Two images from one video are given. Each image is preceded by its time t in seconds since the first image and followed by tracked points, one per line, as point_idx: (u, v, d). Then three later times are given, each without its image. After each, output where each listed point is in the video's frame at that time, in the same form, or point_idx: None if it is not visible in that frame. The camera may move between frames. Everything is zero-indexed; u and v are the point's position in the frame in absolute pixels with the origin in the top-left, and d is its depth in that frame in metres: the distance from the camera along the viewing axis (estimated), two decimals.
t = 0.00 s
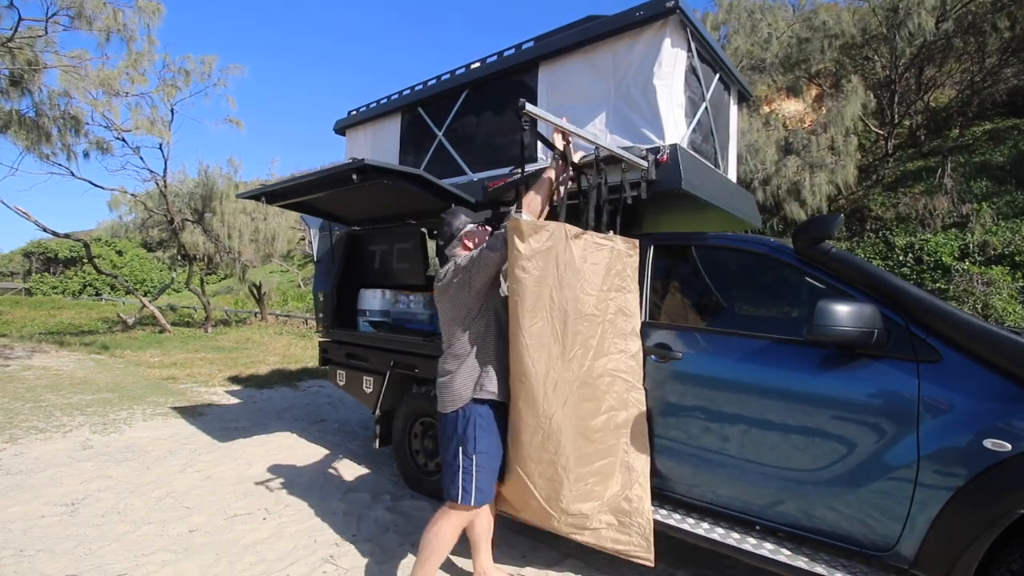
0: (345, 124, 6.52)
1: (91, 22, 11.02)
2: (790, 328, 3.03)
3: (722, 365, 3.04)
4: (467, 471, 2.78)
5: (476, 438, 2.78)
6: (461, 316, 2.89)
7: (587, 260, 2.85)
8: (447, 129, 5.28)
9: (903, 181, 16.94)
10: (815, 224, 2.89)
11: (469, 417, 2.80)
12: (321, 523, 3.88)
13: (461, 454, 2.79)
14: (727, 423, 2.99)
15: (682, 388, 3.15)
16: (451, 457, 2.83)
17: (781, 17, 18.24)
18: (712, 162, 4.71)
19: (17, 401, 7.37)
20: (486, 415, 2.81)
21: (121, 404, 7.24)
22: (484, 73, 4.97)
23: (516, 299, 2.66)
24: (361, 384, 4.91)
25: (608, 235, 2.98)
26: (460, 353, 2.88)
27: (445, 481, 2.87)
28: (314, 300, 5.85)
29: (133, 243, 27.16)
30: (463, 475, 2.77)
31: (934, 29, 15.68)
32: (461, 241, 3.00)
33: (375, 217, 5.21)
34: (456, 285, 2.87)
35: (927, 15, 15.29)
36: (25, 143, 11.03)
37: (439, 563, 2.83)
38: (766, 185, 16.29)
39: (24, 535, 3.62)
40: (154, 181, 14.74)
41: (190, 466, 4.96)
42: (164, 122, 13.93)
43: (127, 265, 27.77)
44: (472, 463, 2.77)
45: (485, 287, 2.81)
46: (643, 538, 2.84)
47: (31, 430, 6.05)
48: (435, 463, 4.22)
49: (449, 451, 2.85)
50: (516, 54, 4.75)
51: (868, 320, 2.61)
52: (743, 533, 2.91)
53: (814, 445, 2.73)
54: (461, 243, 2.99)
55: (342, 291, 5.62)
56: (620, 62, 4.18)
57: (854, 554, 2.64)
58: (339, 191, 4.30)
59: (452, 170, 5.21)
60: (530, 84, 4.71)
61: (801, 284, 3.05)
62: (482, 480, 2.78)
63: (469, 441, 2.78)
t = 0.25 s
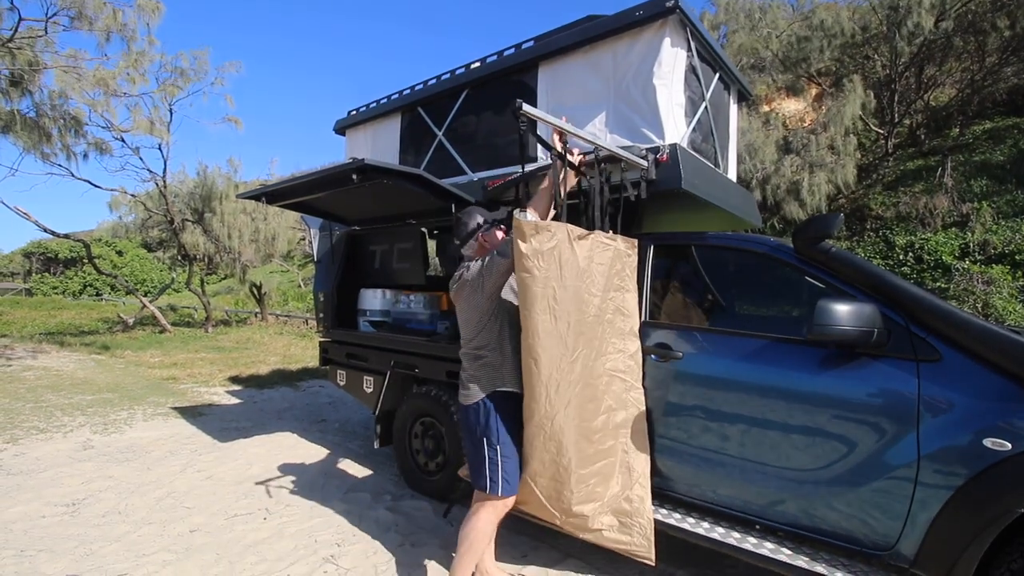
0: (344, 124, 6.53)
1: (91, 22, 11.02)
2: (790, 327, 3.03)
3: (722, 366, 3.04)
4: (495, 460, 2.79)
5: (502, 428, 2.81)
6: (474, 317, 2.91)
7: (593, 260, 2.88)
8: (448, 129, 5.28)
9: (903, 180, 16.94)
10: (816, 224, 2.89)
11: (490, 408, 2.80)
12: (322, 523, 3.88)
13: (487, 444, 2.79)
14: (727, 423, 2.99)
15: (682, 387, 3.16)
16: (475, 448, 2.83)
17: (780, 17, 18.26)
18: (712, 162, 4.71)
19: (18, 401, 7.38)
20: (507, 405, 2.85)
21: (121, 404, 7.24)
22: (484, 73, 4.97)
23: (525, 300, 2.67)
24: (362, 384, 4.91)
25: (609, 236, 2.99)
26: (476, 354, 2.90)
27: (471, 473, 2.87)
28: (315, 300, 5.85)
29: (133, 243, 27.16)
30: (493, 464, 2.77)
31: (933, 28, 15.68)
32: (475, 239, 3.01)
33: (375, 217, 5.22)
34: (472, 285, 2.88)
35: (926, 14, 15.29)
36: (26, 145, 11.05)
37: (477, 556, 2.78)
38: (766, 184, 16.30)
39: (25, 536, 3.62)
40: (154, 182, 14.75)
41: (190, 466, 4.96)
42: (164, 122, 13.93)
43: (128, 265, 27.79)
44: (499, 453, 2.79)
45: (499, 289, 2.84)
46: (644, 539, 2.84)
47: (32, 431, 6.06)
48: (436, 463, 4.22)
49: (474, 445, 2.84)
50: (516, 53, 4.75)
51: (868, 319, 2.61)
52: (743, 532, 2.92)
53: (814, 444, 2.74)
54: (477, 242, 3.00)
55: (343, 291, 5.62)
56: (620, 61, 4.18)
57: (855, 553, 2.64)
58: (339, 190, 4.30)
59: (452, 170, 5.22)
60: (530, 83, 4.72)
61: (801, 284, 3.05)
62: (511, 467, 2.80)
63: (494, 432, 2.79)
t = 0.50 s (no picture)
0: (344, 127, 6.54)
1: (92, 26, 11.04)
2: (790, 330, 3.04)
3: (723, 368, 3.04)
4: (501, 459, 2.80)
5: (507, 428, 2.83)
6: (478, 320, 2.92)
7: (592, 262, 2.89)
8: (447, 132, 5.29)
9: (903, 181, 16.96)
10: (815, 225, 2.88)
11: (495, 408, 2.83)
12: (322, 526, 3.89)
13: (492, 444, 2.81)
14: (727, 424, 2.99)
15: (682, 389, 3.16)
16: (481, 448, 2.85)
17: (779, 19, 18.28)
18: (711, 164, 4.72)
19: (19, 404, 7.38)
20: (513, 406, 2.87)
21: (122, 407, 7.25)
22: (483, 76, 4.98)
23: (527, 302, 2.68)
24: (362, 386, 4.92)
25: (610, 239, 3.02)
26: (481, 356, 2.90)
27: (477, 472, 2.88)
28: (315, 303, 5.86)
29: (133, 246, 27.18)
30: (498, 463, 2.79)
31: (933, 29, 15.70)
32: (477, 240, 2.99)
33: (375, 219, 5.22)
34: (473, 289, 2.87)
35: (927, 15, 15.30)
36: (27, 148, 11.06)
37: (481, 554, 2.78)
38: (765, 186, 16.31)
39: (26, 539, 3.62)
40: (154, 185, 14.77)
41: (191, 469, 4.96)
42: (164, 125, 13.96)
43: (128, 268, 27.82)
44: (504, 452, 2.81)
45: (503, 291, 2.84)
46: (645, 540, 2.84)
47: (32, 434, 6.06)
48: (437, 465, 4.23)
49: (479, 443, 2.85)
50: (516, 57, 4.77)
51: (868, 321, 2.61)
52: (744, 535, 2.92)
53: (815, 446, 2.74)
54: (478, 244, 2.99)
55: (343, 294, 5.62)
56: (619, 64, 4.19)
57: (855, 555, 2.64)
58: (340, 193, 4.30)
59: (452, 173, 5.23)
60: (529, 86, 4.73)
61: (800, 285, 3.05)
62: (516, 467, 2.81)
63: (499, 431, 2.81)
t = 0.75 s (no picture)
0: (345, 131, 6.56)
1: (94, 31, 11.08)
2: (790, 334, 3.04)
3: (724, 372, 3.04)
4: (502, 468, 2.80)
5: (508, 436, 2.83)
6: (477, 327, 2.91)
7: (592, 265, 2.89)
8: (448, 136, 5.30)
9: (903, 184, 16.98)
10: (815, 229, 2.88)
11: (494, 419, 2.82)
12: (323, 530, 3.89)
13: (493, 453, 2.81)
14: (728, 428, 2.99)
15: (683, 393, 3.17)
16: (482, 456, 2.84)
17: (779, 23, 18.33)
18: (711, 168, 4.73)
19: (20, 407, 7.40)
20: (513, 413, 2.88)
21: (122, 410, 7.26)
22: (484, 80, 5.00)
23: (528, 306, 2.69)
24: (363, 390, 4.93)
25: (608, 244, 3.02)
26: (480, 364, 2.89)
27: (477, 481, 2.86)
28: (316, 306, 5.87)
29: (134, 249, 27.22)
30: (499, 471, 2.78)
31: (932, 32, 15.73)
32: (471, 245, 2.96)
33: (376, 223, 5.24)
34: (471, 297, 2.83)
35: (928, 17, 15.30)
36: (29, 152, 11.10)
37: (480, 560, 2.77)
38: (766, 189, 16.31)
39: (26, 543, 3.63)
40: (155, 188, 14.81)
41: (191, 472, 4.97)
42: (165, 129, 14.00)
43: (130, 271, 27.87)
44: (505, 461, 2.80)
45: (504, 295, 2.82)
46: (645, 542, 2.85)
47: (34, 437, 6.07)
48: (437, 468, 4.24)
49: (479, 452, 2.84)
50: (516, 61, 4.78)
51: (867, 325, 2.61)
52: (745, 539, 2.91)
53: (816, 449, 2.74)
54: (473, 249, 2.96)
55: (344, 297, 5.63)
56: (619, 68, 4.20)
57: (856, 559, 2.64)
58: (341, 197, 4.31)
59: (452, 177, 5.24)
60: (530, 91, 4.75)
61: (800, 289, 3.05)
62: (516, 475, 2.81)
63: (501, 439, 2.81)
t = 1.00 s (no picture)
0: (347, 133, 6.58)
1: (98, 34, 11.13)
2: (792, 336, 3.02)
3: (726, 374, 3.04)
4: (482, 475, 2.81)
5: (487, 443, 2.83)
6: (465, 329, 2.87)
7: (589, 266, 2.88)
8: (450, 138, 5.32)
9: (906, 186, 16.96)
10: (817, 231, 2.89)
11: (479, 424, 2.84)
12: (324, 531, 3.89)
13: (475, 459, 2.81)
14: (730, 430, 2.99)
15: (684, 395, 3.17)
16: (462, 462, 2.84)
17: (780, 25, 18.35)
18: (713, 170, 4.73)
19: (23, 408, 7.42)
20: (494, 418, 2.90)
21: (125, 411, 7.28)
22: (485, 83, 5.01)
23: (525, 310, 2.80)
24: (364, 391, 4.94)
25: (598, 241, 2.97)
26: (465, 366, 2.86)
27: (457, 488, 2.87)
28: (319, 308, 5.89)
29: (137, 251, 27.29)
30: (480, 480, 2.79)
31: (935, 35, 15.73)
32: (460, 245, 2.93)
33: (378, 225, 5.26)
34: (460, 299, 2.80)
35: (932, 17, 15.26)
36: (33, 154, 11.14)
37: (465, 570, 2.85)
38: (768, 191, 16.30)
39: (29, 543, 3.64)
40: (158, 190, 14.86)
41: (194, 473, 4.98)
42: (168, 131, 14.04)
43: (132, 273, 27.96)
44: (485, 469, 2.81)
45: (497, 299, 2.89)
46: (643, 545, 2.78)
47: (37, 438, 6.09)
48: (438, 470, 4.25)
49: (459, 457, 2.84)
50: (517, 64, 4.79)
51: (870, 327, 2.61)
52: (747, 542, 2.91)
53: (818, 452, 2.74)
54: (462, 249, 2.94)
55: (346, 299, 5.65)
56: (620, 71, 4.21)
57: (859, 562, 2.63)
58: (343, 199, 4.32)
59: (454, 179, 5.26)
60: (532, 93, 4.76)
61: (802, 291, 3.06)
62: (495, 483, 2.82)
63: (482, 446, 2.82)
